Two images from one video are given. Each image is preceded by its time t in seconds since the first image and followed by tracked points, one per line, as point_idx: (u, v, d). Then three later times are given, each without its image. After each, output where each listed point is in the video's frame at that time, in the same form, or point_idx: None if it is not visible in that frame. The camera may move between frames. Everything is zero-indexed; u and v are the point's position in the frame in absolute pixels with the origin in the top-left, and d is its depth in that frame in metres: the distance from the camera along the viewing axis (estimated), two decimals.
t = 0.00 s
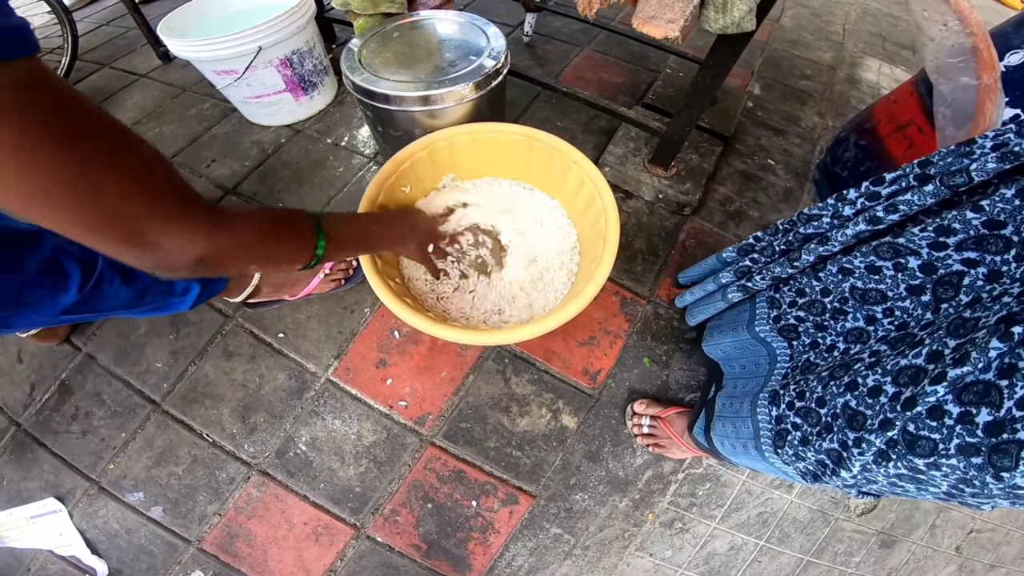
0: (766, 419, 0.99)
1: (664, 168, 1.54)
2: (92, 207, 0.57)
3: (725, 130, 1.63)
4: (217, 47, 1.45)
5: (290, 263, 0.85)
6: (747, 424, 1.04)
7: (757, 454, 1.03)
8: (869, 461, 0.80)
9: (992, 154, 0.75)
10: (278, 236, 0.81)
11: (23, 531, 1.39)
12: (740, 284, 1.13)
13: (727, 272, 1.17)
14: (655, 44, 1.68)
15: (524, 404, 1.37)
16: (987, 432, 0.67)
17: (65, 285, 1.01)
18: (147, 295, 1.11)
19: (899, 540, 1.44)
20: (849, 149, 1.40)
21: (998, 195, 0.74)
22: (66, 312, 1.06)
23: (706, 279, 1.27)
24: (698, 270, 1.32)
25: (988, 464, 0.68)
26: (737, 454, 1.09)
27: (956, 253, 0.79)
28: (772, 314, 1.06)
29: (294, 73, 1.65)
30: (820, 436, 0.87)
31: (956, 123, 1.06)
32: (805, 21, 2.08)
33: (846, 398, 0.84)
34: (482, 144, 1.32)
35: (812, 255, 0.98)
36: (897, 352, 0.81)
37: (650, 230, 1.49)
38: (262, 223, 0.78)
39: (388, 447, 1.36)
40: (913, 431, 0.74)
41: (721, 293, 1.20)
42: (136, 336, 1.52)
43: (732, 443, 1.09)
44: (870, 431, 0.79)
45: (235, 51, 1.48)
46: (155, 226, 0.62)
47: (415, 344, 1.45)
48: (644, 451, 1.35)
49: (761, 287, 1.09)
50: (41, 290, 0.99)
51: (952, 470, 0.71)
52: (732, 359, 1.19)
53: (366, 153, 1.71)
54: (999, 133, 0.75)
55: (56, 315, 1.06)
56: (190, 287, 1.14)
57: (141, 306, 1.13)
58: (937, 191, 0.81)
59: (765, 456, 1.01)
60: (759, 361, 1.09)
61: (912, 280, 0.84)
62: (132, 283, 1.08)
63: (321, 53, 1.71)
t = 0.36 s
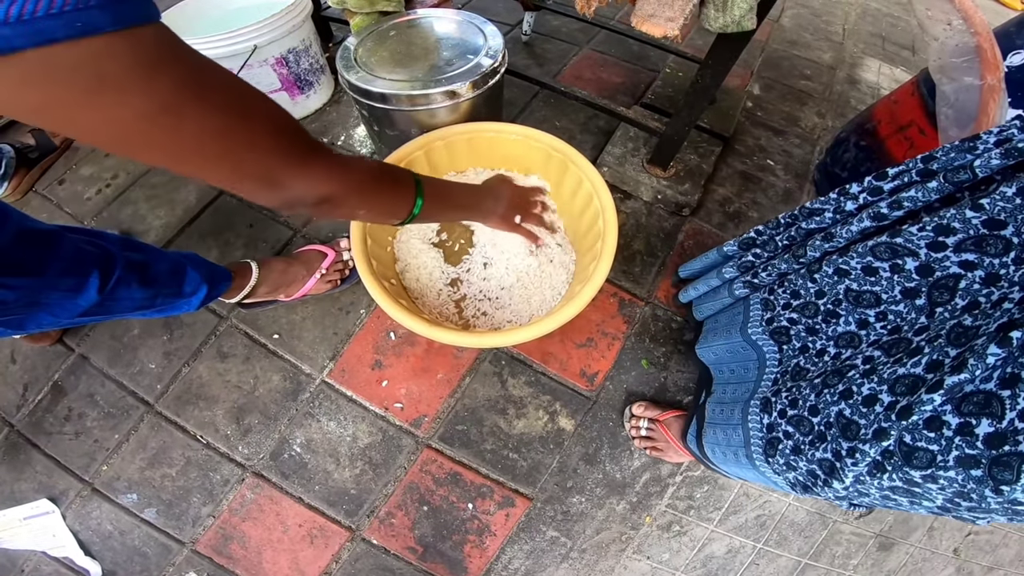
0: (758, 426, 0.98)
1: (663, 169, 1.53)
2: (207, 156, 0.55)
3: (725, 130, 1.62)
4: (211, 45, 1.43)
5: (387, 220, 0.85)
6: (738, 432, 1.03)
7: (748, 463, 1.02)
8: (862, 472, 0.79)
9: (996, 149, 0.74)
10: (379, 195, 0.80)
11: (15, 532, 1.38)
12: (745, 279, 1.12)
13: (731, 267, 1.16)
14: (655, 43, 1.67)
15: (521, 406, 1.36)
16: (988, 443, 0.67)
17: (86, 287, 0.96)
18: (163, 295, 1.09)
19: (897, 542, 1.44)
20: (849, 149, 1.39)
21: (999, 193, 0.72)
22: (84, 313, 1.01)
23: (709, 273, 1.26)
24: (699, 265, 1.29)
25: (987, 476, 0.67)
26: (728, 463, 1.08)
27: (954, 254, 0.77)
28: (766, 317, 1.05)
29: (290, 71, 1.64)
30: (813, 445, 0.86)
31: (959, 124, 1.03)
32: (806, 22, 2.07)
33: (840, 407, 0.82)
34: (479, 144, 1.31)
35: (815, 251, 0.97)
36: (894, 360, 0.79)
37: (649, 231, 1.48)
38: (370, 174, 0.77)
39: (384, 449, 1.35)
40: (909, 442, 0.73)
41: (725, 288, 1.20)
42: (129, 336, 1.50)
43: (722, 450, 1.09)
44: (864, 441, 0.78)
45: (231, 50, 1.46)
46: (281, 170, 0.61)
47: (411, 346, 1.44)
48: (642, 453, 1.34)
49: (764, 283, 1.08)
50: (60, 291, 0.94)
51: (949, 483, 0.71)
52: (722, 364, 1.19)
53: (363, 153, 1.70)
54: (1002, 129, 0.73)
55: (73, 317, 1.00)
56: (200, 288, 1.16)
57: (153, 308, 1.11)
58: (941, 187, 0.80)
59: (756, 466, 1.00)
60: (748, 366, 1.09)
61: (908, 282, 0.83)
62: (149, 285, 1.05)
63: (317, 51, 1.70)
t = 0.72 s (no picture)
0: (750, 418, 0.97)
1: (664, 168, 1.51)
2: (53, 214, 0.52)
3: (727, 129, 1.60)
4: (205, 42, 1.41)
5: (272, 270, 0.80)
6: (730, 423, 1.02)
7: (734, 456, 1.01)
8: (845, 464, 0.76)
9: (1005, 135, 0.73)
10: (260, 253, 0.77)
11: (9, 535, 1.36)
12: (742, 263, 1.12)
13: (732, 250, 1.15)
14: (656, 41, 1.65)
15: (520, 408, 1.35)
16: (979, 431, 0.63)
17: (54, 291, 0.99)
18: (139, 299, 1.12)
19: (898, 544, 1.42)
20: (852, 148, 1.37)
21: (1011, 182, 0.71)
22: (54, 321, 1.05)
23: (709, 259, 1.26)
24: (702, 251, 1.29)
25: (974, 468, 0.64)
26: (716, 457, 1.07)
27: (960, 244, 0.75)
28: (761, 308, 1.04)
29: (286, 69, 1.61)
30: (800, 435, 0.84)
31: (969, 124, 1.02)
32: (807, 19, 2.05)
33: (834, 396, 0.80)
34: (476, 143, 1.29)
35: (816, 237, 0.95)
36: (893, 349, 0.77)
37: (649, 231, 1.46)
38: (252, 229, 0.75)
39: (381, 451, 1.33)
40: (898, 431, 0.70)
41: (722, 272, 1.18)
42: (123, 338, 1.48)
43: (711, 442, 1.07)
44: (852, 429, 0.75)
45: (225, 46, 1.44)
46: (122, 236, 0.58)
47: (409, 347, 1.42)
48: (643, 456, 1.32)
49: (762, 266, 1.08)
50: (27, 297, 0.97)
51: (934, 475, 0.68)
52: (716, 356, 1.18)
53: (360, 151, 1.68)
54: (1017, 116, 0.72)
55: (45, 323, 1.04)
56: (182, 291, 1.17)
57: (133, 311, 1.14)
58: (946, 168, 0.79)
59: (743, 459, 0.98)
60: (745, 359, 1.07)
61: (910, 273, 0.81)
62: (124, 288, 1.08)
63: (314, 47, 1.67)
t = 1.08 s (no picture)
0: (757, 416, 0.94)
1: (677, 166, 1.49)
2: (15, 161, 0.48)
3: (739, 127, 1.57)
4: (209, 37, 1.38)
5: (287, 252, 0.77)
6: (736, 421, 0.99)
7: (744, 455, 0.98)
8: (864, 466, 0.75)
9: None
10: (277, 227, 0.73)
11: (13, 538, 1.34)
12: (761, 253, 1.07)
13: (745, 238, 1.11)
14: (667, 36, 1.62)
15: (530, 411, 1.32)
16: (1006, 437, 0.62)
17: (41, 302, 0.95)
18: (133, 307, 1.07)
19: (910, 546, 1.40)
20: (869, 148, 1.35)
21: None
22: (44, 330, 1.00)
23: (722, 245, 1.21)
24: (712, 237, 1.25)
25: (1000, 472, 0.63)
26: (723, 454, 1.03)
27: (982, 240, 0.73)
28: (772, 301, 1.00)
29: (291, 64, 1.59)
30: (813, 437, 0.82)
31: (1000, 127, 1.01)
32: (818, 17, 2.02)
33: (846, 396, 0.78)
34: (485, 140, 1.26)
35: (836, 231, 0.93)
36: (908, 347, 0.75)
37: (661, 230, 1.43)
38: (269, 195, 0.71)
39: (389, 455, 1.31)
40: (919, 434, 0.69)
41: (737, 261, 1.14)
42: (125, 338, 1.46)
43: (718, 439, 1.04)
44: (869, 433, 0.74)
45: (230, 41, 1.41)
46: (131, 195, 0.56)
47: (416, 349, 1.39)
48: (655, 459, 1.30)
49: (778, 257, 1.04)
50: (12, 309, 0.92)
51: (958, 479, 0.67)
52: (720, 349, 1.13)
53: (366, 148, 1.65)
54: None
55: (35, 332, 0.99)
56: (178, 298, 1.12)
57: (127, 318, 1.09)
58: (974, 164, 0.77)
59: (752, 458, 0.96)
60: (748, 351, 1.03)
61: (928, 268, 0.79)
62: (115, 296, 1.04)
63: (319, 43, 1.65)
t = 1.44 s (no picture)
0: (772, 423, 0.92)
1: (683, 161, 1.46)
2: None
3: (747, 122, 1.54)
4: (207, 29, 1.36)
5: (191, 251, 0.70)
6: (751, 427, 0.97)
7: (759, 461, 0.96)
8: (890, 477, 0.75)
9: None
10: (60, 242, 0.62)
11: (8, 536, 1.32)
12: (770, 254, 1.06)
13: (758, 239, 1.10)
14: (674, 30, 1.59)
15: (533, 409, 1.30)
16: None
17: (30, 297, 0.94)
18: (124, 302, 1.06)
19: (917, 548, 1.38)
20: (880, 144, 1.32)
21: None
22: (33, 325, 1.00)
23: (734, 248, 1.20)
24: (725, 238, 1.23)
25: None
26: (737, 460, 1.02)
27: (1011, 243, 0.71)
28: (790, 304, 0.98)
29: (291, 57, 1.56)
30: (834, 446, 0.81)
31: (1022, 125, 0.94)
32: (825, 13, 1.99)
33: (869, 405, 0.78)
34: (488, 133, 1.23)
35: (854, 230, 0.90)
36: (932, 354, 0.74)
37: (668, 226, 1.41)
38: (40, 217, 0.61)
39: (389, 453, 1.28)
40: (949, 446, 0.69)
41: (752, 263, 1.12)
42: (121, 334, 1.43)
43: (730, 447, 1.03)
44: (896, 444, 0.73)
45: (228, 33, 1.38)
46: None
47: (417, 345, 1.36)
48: (660, 458, 1.27)
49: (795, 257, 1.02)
50: None
51: (990, 491, 0.66)
52: (734, 352, 1.10)
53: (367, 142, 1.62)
54: None
55: (24, 326, 0.99)
56: (172, 292, 1.10)
57: (119, 312, 1.08)
58: (1000, 161, 0.74)
59: (768, 465, 0.94)
60: (761, 357, 1.02)
61: (954, 272, 0.76)
62: (108, 291, 1.03)
63: (319, 36, 1.62)
